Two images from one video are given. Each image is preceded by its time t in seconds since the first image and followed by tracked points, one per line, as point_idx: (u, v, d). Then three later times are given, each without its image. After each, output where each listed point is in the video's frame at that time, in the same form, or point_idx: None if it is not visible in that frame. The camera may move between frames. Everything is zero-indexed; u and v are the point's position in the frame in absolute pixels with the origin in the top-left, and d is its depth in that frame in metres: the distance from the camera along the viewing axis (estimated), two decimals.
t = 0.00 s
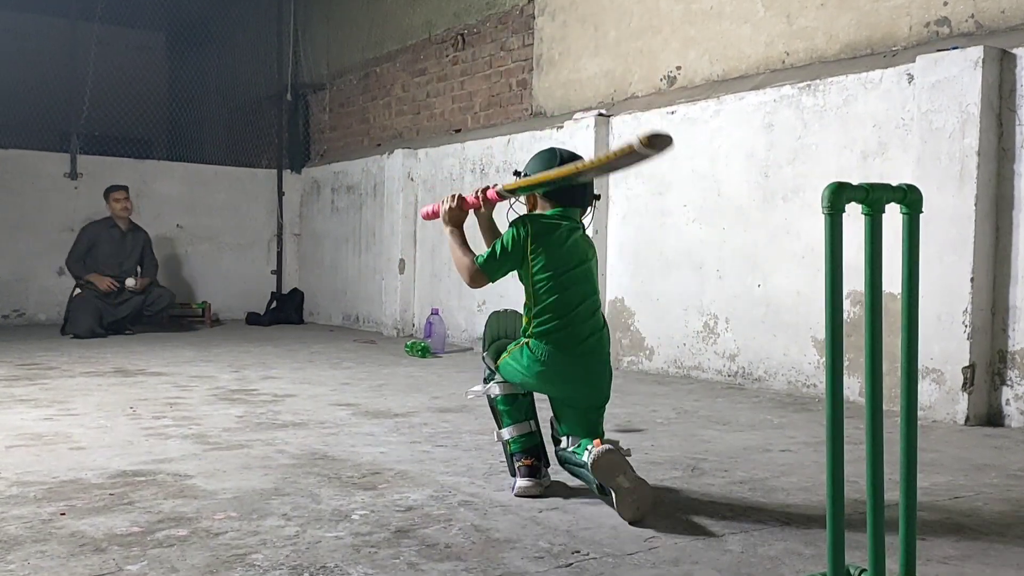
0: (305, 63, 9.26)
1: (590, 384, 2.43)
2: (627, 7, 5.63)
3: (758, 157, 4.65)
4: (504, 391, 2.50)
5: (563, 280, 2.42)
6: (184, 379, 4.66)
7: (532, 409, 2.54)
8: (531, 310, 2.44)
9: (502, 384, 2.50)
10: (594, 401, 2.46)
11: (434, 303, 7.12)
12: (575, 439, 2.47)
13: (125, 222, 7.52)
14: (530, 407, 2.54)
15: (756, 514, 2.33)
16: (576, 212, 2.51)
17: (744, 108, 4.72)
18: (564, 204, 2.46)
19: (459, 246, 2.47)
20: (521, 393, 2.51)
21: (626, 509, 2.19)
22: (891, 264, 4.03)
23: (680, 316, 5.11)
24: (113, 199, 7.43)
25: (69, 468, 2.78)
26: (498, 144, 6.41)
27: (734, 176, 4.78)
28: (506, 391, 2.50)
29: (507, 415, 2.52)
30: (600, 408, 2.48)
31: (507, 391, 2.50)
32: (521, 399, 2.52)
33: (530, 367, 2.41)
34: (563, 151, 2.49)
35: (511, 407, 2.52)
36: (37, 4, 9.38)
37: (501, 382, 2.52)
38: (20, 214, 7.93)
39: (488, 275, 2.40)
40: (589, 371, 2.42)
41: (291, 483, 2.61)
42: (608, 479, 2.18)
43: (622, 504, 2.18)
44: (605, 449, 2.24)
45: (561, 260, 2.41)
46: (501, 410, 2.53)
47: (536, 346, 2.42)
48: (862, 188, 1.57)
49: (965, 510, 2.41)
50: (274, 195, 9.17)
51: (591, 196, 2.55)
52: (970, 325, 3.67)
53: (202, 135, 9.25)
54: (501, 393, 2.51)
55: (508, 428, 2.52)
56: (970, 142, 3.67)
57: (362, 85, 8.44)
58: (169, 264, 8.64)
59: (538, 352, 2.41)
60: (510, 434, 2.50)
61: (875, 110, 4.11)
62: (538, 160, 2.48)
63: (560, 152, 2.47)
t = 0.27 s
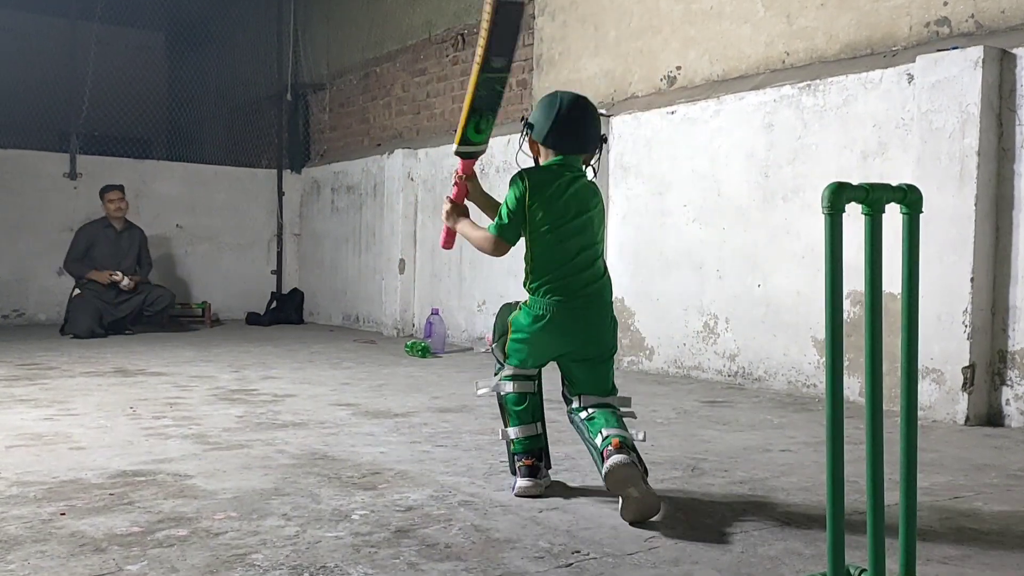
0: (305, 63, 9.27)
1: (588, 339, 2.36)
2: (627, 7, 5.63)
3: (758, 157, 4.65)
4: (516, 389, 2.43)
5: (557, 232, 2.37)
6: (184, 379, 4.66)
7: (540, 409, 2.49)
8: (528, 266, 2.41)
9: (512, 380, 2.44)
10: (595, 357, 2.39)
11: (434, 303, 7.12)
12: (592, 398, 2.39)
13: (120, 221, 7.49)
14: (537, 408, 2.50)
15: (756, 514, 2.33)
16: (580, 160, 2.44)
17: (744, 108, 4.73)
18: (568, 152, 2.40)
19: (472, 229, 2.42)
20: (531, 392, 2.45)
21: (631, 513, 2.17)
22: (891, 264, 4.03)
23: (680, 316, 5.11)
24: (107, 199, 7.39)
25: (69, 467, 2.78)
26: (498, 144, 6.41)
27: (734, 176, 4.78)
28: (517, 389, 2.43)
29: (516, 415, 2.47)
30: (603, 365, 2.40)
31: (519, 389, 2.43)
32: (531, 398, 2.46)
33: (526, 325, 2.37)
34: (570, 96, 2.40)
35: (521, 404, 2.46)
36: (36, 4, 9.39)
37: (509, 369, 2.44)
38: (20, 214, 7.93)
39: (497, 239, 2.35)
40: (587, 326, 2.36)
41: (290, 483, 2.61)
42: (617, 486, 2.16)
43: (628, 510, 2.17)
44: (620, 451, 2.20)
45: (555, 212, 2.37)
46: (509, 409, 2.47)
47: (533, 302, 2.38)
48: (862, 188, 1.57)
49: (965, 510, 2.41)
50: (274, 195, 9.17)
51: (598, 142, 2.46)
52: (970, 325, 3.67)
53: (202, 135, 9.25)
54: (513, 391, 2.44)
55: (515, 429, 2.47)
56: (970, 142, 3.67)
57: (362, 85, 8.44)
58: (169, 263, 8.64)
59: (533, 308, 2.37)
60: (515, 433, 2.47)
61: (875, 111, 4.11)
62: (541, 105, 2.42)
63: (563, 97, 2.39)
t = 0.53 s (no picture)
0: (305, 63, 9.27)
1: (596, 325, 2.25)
2: (627, 7, 5.64)
3: (758, 157, 4.65)
4: (530, 398, 2.32)
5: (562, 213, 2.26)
6: (184, 379, 4.66)
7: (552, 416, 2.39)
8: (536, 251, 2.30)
9: (527, 386, 2.32)
10: (606, 343, 2.28)
11: (434, 303, 7.12)
12: (607, 437, 2.23)
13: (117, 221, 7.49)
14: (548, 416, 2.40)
15: (756, 514, 2.33)
16: (605, 131, 2.31)
17: (744, 108, 4.72)
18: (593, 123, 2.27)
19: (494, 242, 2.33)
20: (544, 402, 2.34)
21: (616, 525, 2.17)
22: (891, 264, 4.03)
23: (680, 316, 5.11)
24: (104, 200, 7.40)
25: (69, 467, 2.78)
26: (498, 144, 6.41)
27: (734, 176, 4.78)
28: (532, 399, 2.32)
29: (525, 422, 2.37)
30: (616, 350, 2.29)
31: (533, 400, 2.32)
32: (543, 408, 2.35)
33: (532, 314, 2.28)
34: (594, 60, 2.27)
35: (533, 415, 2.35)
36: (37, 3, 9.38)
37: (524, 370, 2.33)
38: (20, 214, 7.93)
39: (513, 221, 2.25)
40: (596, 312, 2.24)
41: (291, 483, 2.61)
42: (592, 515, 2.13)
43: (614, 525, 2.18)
44: (596, 475, 2.16)
45: (559, 191, 2.25)
46: (519, 414, 2.36)
47: (539, 290, 2.29)
48: (862, 188, 1.57)
49: (965, 510, 2.41)
50: (274, 195, 9.18)
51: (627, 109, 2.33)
52: (970, 325, 3.67)
53: (202, 135, 9.25)
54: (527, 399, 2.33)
55: (522, 434, 2.38)
56: (970, 142, 3.67)
57: (362, 85, 8.44)
58: (169, 263, 8.65)
59: (539, 298, 2.28)
60: (522, 440, 2.38)
61: (875, 111, 4.11)
62: (563, 73, 2.30)
63: (586, 61, 2.27)
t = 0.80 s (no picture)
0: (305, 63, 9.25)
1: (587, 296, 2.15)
2: (627, 7, 5.63)
3: (758, 157, 4.65)
4: (535, 389, 2.24)
5: (550, 184, 2.23)
6: (184, 379, 4.65)
7: (558, 416, 2.30)
8: (533, 226, 2.26)
9: (533, 375, 2.25)
10: (597, 317, 2.16)
11: (434, 303, 7.12)
12: (604, 451, 2.14)
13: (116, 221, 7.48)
14: (557, 412, 2.30)
15: (756, 514, 2.32)
16: (612, 102, 2.27)
17: (744, 108, 4.73)
18: (597, 93, 2.23)
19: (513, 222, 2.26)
20: (548, 396, 2.25)
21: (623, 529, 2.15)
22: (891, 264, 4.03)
23: (680, 316, 5.11)
24: (104, 200, 7.39)
25: (69, 467, 2.78)
26: (498, 144, 6.41)
27: (734, 176, 4.78)
28: (536, 390, 2.24)
29: (531, 416, 2.28)
30: (612, 326, 2.17)
31: (538, 391, 2.24)
32: (548, 402, 2.26)
33: (526, 291, 2.22)
34: (605, 28, 2.18)
35: (536, 409, 2.27)
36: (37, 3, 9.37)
37: (532, 355, 2.25)
38: (20, 214, 7.93)
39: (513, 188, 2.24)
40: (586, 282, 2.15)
41: (291, 483, 2.61)
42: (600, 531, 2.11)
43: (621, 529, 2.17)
44: (599, 500, 2.11)
45: (547, 161, 2.23)
46: (524, 406, 2.29)
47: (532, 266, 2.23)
48: (863, 188, 1.57)
49: (966, 511, 2.41)
50: (274, 195, 9.18)
51: (640, 77, 2.26)
52: (970, 325, 3.67)
53: (202, 135, 9.25)
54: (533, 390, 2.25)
55: (529, 428, 2.29)
56: (970, 142, 3.67)
57: (362, 85, 8.44)
58: (169, 263, 8.65)
59: (531, 275, 2.22)
60: (524, 433, 2.29)
61: (875, 111, 4.11)
62: (575, 39, 2.23)
63: (597, 25, 2.19)
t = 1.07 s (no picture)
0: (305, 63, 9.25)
1: (546, 296, 2.09)
2: (627, 7, 5.64)
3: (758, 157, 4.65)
4: (514, 402, 2.22)
5: (517, 187, 2.23)
6: (185, 379, 4.66)
7: (538, 430, 2.25)
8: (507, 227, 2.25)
9: (513, 389, 2.23)
10: (553, 313, 2.10)
11: (434, 303, 7.13)
12: (595, 454, 2.10)
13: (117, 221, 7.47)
14: (536, 428, 2.26)
15: (755, 514, 2.33)
16: (577, 113, 2.24)
17: (743, 109, 4.73)
18: (560, 108, 2.21)
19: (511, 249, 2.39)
20: (526, 407, 2.23)
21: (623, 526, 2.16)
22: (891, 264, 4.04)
23: (680, 316, 5.12)
24: (104, 200, 7.38)
25: (69, 467, 2.78)
26: (499, 145, 6.42)
27: (734, 176, 4.78)
28: (516, 402, 2.22)
29: (510, 430, 2.24)
30: (576, 325, 2.10)
31: (517, 403, 2.22)
32: (527, 414, 2.23)
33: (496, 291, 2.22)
34: (555, 52, 2.18)
35: (515, 422, 2.24)
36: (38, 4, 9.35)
37: (509, 366, 2.24)
38: (20, 214, 7.93)
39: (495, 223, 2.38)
40: (543, 282, 2.09)
41: (291, 483, 2.61)
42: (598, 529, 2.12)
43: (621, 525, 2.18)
44: (598, 500, 2.11)
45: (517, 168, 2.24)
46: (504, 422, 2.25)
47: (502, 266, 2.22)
48: (862, 189, 1.58)
49: (964, 511, 2.41)
50: (274, 195, 9.18)
51: (599, 85, 2.24)
52: (969, 325, 3.68)
53: (203, 135, 9.27)
54: (513, 403, 2.23)
55: (507, 444, 2.25)
56: (969, 142, 3.68)
57: (362, 86, 8.45)
58: (169, 263, 8.65)
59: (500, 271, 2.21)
60: (505, 450, 2.25)
61: (874, 111, 4.12)
62: (528, 65, 2.22)
63: (552, 47, 2.19)
